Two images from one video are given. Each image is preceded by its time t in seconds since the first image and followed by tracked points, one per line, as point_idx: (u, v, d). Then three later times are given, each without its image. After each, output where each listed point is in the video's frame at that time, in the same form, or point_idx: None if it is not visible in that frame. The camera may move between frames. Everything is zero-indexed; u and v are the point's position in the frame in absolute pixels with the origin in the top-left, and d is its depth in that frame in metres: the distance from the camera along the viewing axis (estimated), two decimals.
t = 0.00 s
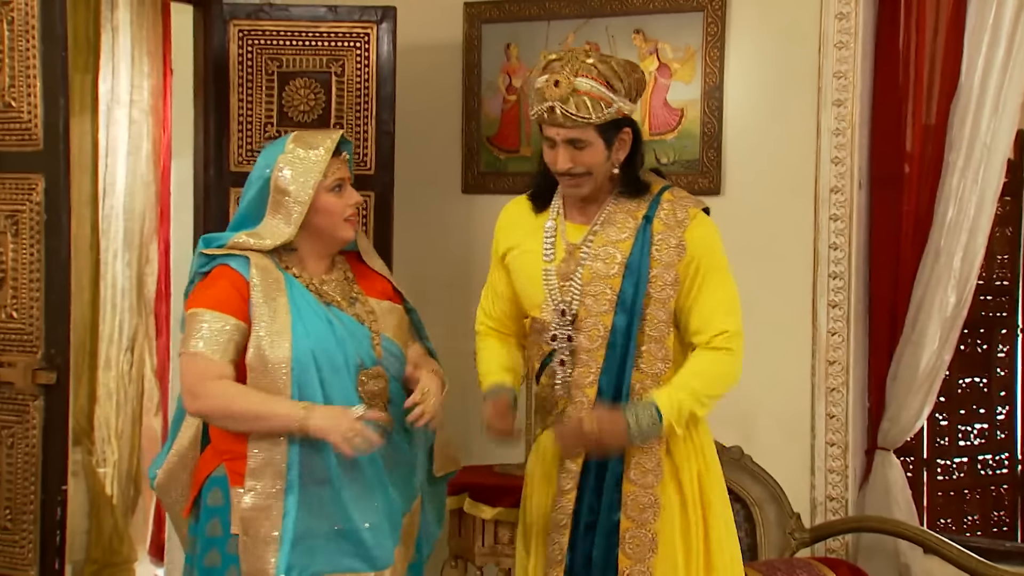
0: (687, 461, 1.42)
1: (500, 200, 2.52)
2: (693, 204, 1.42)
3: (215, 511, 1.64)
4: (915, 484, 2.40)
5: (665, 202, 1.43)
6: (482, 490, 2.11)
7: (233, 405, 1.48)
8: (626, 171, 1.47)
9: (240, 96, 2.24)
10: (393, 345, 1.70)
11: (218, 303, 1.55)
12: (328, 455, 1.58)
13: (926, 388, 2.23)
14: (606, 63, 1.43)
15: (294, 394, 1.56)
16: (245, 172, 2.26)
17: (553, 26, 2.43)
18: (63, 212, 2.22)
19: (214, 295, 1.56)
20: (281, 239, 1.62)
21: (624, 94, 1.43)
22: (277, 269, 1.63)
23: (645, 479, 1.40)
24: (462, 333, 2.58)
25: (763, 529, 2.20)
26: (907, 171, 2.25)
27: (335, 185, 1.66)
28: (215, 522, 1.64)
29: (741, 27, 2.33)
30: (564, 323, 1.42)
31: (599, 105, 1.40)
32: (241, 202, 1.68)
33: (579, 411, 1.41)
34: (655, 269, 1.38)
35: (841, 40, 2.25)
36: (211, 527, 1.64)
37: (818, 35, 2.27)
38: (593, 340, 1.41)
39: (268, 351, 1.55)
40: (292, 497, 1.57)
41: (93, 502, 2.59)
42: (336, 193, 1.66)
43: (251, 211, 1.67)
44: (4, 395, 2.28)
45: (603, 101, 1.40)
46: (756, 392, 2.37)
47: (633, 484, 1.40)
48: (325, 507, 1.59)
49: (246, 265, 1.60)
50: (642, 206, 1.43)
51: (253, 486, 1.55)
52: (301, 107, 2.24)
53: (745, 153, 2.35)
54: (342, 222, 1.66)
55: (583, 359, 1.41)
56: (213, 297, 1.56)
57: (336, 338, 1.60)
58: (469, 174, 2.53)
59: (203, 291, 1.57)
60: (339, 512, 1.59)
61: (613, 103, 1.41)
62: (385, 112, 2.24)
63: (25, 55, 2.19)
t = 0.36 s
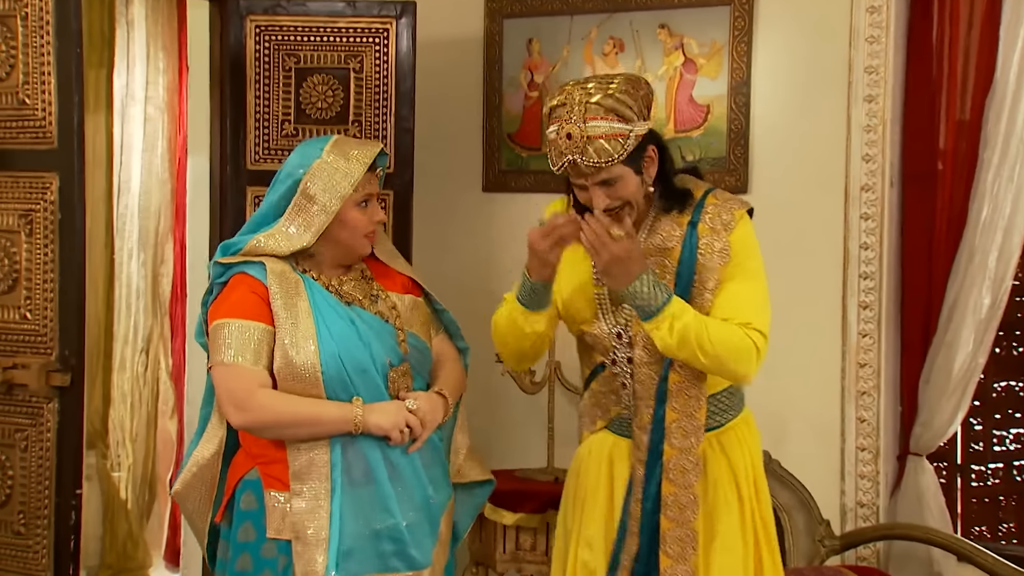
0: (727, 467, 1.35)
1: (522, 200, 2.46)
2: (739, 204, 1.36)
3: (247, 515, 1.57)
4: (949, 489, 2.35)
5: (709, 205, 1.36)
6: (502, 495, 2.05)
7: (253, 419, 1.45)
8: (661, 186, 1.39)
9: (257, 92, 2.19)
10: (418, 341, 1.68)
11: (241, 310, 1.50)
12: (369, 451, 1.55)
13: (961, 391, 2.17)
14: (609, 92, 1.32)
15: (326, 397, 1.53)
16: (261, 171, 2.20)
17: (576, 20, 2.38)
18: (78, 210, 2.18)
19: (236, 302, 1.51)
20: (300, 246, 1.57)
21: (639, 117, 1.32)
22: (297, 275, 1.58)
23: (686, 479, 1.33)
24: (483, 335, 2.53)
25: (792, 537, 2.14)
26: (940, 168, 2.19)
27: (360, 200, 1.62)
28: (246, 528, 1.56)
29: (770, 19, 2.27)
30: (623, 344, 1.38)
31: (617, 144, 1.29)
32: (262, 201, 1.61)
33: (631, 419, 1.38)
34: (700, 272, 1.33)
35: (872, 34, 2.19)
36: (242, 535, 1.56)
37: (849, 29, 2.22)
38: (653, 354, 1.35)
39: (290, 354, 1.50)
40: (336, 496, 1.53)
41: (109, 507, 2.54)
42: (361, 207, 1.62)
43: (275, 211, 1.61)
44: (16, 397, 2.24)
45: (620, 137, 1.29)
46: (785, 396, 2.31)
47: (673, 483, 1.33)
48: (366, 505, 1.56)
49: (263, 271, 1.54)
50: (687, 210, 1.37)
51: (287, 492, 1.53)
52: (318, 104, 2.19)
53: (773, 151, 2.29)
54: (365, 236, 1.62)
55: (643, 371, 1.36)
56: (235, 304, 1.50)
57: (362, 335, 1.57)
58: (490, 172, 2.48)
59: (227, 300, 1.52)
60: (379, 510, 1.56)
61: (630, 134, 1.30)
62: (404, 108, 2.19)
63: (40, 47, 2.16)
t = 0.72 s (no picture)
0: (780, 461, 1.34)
1: (539, 195, 2.33)
2: (777, 202, 1.34)
3: (249, 526, 1.45)
4: (995, 505, 2.15)
5: (744, 205, 1.34)
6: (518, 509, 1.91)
7: (252, 423, 1.33)
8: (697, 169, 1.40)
9: (258, 80, 2.05)
10: (437, 349, 1.53)
11: (251, 309, 1.38)
12: (378, 462, 1.41)
13: (1009, 398, 2.03)
14: (645, 55, 1.38)
15: (336, 403, 1.40)
16: (263, 165, 2.07)
17: (597, 5, 2.25)
18: (70, 207, 2.03)
19: (245, 299, 1.39)
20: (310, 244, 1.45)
21: (670, 81, 1.36)
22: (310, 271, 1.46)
23: (755, 494, 1.31)
24: (498, 338, 2.39)
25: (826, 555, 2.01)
26: (985, 162, 2.05)
27: (353, 191, 1.46)
28: (248, 539, 1.45)
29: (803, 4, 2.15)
30: (648, 339, 1.38)
31: (642, 100, 1.34)
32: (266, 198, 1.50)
33: (667, 433, 1.32)
34: (738, 279, 1.31)
35: (913, 19, 2.05)
36: (244, 546, 1.45)
37: (888, 12, 2.08)
38: (686, 362, 1.33)
39: (297, 357, 1.37)
40: (340, 508, 1.40)
41: (101, 521, 2.31)
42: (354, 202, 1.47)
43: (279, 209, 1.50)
44: (6, 404, 2.10)
45: (646, 95, 1.34)
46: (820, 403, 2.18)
47: (746, 501, 1.31)
48: (373, 519, 1.41)
49: (275, 267, 1.42)
50: (718, 211, 1.35)
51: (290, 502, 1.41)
52: (323, 95, 2.04)
53: (805, 143, 2.16)
54: (359, 233, 1.47)
55: (674, 382, 1.34)
56: (244, 302, 1.39)
57: (376, 340, 1.43)
58: (505, 167, 2.34)
59: (235, 297, 1.40)
60: (387, 525, 1.41)
61: (658, 94, 1.35)
62: (414, 99, 2.02)
63: (30, 38, 2.01)
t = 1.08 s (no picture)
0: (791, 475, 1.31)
1: (538, 193, 2.27)
2: (804, 193, 1.31)
3: (234, 526, 1.41)
4: (1008, 511, 2.10)
5: (771, 190, 1.32)
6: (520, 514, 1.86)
7: (232, 404, 1.24)
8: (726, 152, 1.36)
9: (251, 78, 1.91)
10: (432, 354, 1.41)
11: (252, 290, 1.32)
12: (354, 466, 1.32)
13: (1021, 402, 1.96)
14: (681, 30, 1.34)
15: (318, 398, 1.31)
16: (256, 163, 1.93)
17: None
18: (57, 204, 1.95)
19: (247, 281, 1.33)
20: (315, 237, 1.38)
21: (700, 58, 1.32)
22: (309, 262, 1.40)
23: (767, 488, 1.29)
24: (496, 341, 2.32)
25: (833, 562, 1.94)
26: (996, 158, 2.00)
27: (349, 188, 1.38)
28: (232, 539, 1.41)
29: None
30: (663, 319, 1.32)
31: (667, 74, 1.31)
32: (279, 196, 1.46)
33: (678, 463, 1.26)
34: (758, 264, 1.28)
35: (923, 13, 2.03)
36: (229, 545, 1.41)
37: (897, 8, 2.06)
38: (699, 345, 1.29)
39: (287, 354, 1.31)
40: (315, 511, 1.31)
41: (88, 528, 2.25)
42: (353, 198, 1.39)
43: (290, 204, 1.46)
44: None
45: (672, 68, 1.31)
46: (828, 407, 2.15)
47: (759, 494, 1.28)
48: (345, 525, 1.32)
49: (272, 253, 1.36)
50: (746, 195, 1.33)
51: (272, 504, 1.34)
52: (317, 91, 1.90)
53: (812, 141, 2.12)
54: (355, 232, 1.38)
55: (687, 364, 1.30)
56: (245, 283, 1.33)
57: (360, 341, 1.34)
58: (503, 164, 2.27)
59: (238, 280, 1.34)
60: (357, 532, 1.32)
61: (685, 69, 1.31)
62: (410, 95, 1.88)
63: (14, 30, 1.93)
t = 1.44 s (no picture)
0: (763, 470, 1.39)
1: (532, 193, 2.26)
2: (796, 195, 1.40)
3: (227, 528, 1.39)
4: (1004, 513, 2.09)
5: (766, 187, 1.41)
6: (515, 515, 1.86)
7: (227, 406, 1.23)
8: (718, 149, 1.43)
9: (242, 76, 1.88)
10: (426, 355, 1.39)
11: (248, 294, 1.30)
12: (345, 469, 1.30)
13: (1018, 403, 1.95)
14: (683, 25, 1.42)
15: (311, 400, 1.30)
16: (247, 162, 1.91)
17: None
18: (48, 203, 1.93)
19: (237, 283, 1.32)
20: (307, 238, 1.36)
21: (698, 55, 1.40)
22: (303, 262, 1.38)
23: (736, 484, 1.36)
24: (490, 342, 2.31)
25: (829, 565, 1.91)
26: (993, 158, 1.99)
27: (348, 183, 1.37)
28: (225, 542, 1.39)
29: None
30: (647, 302, 1.39)
31: (664, 67, 1.39)
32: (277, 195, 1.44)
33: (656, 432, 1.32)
34: (750, 256, 1.36)
35: (919, 12, 2.02)
36: (222, 549, 1.40)
37: (893, 8, 2.05)
38: (684, 330, 1.37)
39: (279, 357, 1.29)
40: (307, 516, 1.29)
41: (78, 527, 2.26)
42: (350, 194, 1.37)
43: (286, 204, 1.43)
44: None
45: (669, 62, 1.39)
46: (821, 406, 2.13)
47: (727, 490, 1.36)
48: (337, 530, 1.31)
49: (263, 254, 1.35)
50: (741, 190, 1.41)
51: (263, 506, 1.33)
52: (309, 90, 1.87)
53: (808, 141, 2.10)
54: (353, 229, 1.36)
55: (671, 348, 1.37)
56: (234, 284, 1.32)
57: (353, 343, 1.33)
58: (497, 163, 2.26)
59: (231, 284, 1.33)
60: (347, 538, 1.30)
61: (682, 64, 1.39)
62: (404, 94, 1.87)
63: (3, 26, 1.91)
